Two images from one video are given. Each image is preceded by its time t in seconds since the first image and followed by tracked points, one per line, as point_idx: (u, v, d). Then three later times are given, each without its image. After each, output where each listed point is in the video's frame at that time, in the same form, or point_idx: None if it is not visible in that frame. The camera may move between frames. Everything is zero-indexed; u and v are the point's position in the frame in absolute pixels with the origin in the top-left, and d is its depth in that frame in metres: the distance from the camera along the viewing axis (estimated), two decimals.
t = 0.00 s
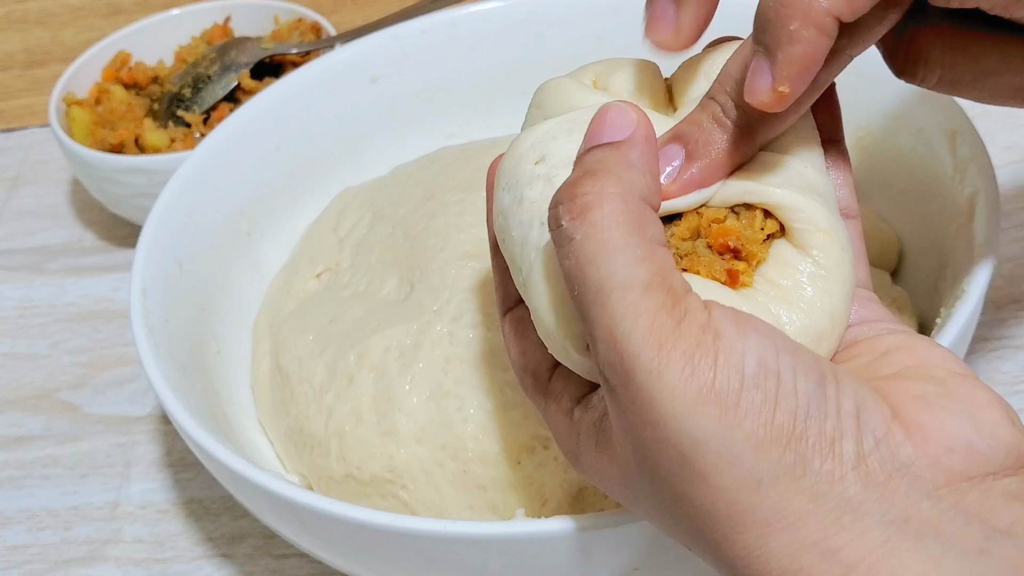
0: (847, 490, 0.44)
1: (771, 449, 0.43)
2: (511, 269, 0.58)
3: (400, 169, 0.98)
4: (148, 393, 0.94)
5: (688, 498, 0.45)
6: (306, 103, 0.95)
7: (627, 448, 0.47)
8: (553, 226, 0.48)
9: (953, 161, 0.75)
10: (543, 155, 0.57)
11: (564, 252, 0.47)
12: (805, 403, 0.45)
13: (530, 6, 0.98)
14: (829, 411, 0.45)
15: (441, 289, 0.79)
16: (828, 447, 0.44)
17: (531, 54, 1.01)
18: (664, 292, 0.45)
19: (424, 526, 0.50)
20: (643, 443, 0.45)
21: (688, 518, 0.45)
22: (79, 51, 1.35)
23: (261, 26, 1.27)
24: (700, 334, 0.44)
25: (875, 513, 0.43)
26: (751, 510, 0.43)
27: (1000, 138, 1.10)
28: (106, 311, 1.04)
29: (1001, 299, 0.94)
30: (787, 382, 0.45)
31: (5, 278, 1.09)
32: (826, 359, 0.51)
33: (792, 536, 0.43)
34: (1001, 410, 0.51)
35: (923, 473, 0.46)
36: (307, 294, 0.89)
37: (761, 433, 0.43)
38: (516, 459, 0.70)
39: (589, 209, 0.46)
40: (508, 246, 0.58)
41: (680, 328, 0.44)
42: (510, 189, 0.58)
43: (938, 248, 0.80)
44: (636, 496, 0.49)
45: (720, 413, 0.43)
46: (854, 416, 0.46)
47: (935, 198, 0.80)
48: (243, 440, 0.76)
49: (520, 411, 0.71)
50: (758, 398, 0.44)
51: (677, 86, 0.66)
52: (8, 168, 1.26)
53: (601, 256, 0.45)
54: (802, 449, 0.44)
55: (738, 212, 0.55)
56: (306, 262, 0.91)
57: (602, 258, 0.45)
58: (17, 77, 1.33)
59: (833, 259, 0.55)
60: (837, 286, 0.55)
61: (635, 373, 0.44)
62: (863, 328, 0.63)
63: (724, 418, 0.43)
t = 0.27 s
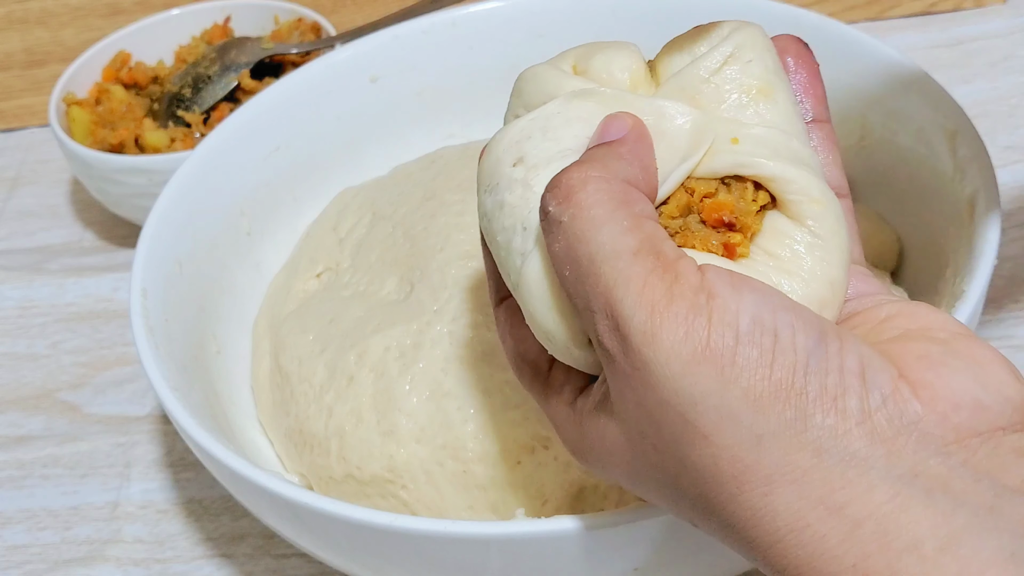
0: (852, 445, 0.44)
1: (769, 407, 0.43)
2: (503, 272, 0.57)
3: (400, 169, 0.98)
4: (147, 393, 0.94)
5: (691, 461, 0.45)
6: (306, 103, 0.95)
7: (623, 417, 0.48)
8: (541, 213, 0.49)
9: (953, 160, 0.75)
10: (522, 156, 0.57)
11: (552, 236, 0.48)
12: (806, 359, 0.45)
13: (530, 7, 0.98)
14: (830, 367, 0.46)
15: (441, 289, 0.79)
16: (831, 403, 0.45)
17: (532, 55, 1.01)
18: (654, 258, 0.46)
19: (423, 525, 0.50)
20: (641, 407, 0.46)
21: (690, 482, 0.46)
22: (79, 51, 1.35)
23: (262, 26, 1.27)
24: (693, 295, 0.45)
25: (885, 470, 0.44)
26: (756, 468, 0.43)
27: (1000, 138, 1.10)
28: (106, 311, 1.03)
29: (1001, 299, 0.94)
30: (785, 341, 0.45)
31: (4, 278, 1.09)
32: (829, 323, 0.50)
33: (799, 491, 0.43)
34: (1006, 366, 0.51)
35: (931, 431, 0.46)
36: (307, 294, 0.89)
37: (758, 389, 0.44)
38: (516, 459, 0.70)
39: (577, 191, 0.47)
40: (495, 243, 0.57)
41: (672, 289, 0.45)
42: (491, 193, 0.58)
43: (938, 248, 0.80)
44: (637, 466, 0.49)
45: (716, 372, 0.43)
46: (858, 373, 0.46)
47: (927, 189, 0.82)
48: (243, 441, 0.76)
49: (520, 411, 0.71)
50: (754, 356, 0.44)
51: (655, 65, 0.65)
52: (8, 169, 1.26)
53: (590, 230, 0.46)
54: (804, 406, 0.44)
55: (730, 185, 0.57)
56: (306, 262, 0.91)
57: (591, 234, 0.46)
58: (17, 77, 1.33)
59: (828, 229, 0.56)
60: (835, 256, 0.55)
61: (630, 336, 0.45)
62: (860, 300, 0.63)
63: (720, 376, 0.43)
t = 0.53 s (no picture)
0: (903, 456, 0.45)
1: (810, 450, 0.44)
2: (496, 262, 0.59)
3: (400, 169, 0.98)
4: (148, 393, 0.94)
5: (745, 507, 0.46)
6: (306, 103, 0.95)
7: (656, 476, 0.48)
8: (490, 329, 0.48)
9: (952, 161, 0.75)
10: (508, 148, 0.56)
11: (516, 356, 0.47)
12: (831, 390, 0.45)
13: (530, 7, 0.98)
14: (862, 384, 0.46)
15: (441, 289, 0.79)
16: (873, 423, 0.45)
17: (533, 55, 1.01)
18: (633, 350, 0.44)
19: (424, 526, 0.50)
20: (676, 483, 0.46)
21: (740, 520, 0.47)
22: (79, 51, 1.35)
23: (262, 26, 1.27)
24: (694, 372, 0.43)
25: (932, 465, 0.45)
26: (805, 500, 0.45)
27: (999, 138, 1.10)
28: (107, 311, 1.04)
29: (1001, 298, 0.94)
30: (805, 377, 0.45)
31: (4, 278, 1.09)
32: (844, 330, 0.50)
33: (853, 509, 0.45)
34: None
35: (970, 415, 0.47)
36: (307, 294, 0.89)
37: (795, 438, 0.43)
38: (517, 459, 0.69)
39: (523, 294, 0.46)
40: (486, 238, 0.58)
41: (671, 375, 0.43)
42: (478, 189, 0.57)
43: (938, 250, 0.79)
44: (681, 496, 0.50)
45: (751, 437, 0.43)
46: (890, 380, 0.46)
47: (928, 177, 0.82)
48: (243, 441, 0.76)
49: (520, 410, 0.71)
50: (781, 407, 0.43)
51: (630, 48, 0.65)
52: (8, 169, 1.26)
53: (556, 341, 0.44)
54: (849, 434, 0.44)
55: (732, 147, 0.58)
56: (306, 262, 0.91)
57: (547, 318, 0.45)
58: (17, 77, 1.33)
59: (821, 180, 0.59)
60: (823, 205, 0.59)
61: (646, 440, 0.43)
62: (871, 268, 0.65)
63: (755, 441, 0.43)
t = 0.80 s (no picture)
0: (926, 469, 0.45)
1: (827, 483, 0.43)
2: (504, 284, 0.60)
3: (400, 169, 0.98)
4: (148, 393, 0.94)
5: (771, 534, 0.46)
6: (306, 103, 0.95)
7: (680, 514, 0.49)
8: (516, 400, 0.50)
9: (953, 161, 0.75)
10: (496, 169, 0.59)
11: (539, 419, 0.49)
12: (843, 418, 0.44)
13: (530, 6, 0.98)
14: (878, 408, 0.45)
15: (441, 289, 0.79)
16: (891, 445, 0.44)
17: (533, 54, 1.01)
18: (632, 414, 0.44)
19: (424, 526, 0.50)
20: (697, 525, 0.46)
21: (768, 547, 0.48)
22: (79, 51, 1.35)
23: (262, 27, 1.27)
24: (696, 428, 0.43)
25: (954, 476, 0.45)
26: (830, 524, 0.46)
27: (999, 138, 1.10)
28: (106, 311, 1.04)
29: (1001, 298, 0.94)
30: (814, 413, 0.44)
31: (4, 277, 1.09)
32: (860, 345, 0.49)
33: (878, 527, 0.46)
34: None
35: (992, 423, 0.47)
36: (307, 294, 0.89)
37: (811, 473, 0.43)
38: (517, 459, 0.69)
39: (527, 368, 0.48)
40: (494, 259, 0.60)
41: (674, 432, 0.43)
42: (476, 214, 0.60)
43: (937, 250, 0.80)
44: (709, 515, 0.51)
45: (764, 481, 0.43)
46: (906, 397, 0.46)
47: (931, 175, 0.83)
48: (242, 441, 0.76)
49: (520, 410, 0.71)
50: (791, 448, 0.43)
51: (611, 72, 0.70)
52: (8, 168, 1.26)
53: (561, 414, 0.46)
54: (865, 462, 0.44)
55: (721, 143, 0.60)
56: (306, 262, 0.91)
57: (554, 393, 0.47)
58: (17, 76, 1.33)
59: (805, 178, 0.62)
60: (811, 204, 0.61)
61: (659, 500, 0.44)
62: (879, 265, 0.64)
63: (768, 484, 0.43)
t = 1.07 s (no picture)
0: (936, 449, 0.44)
1: (841, 449, 0.43)
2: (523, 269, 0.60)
3: (400, 169, 0.98)
4: (148, 393, 0.94)
5: (781, 501, 0.45)
6: (307, 103, 0.95)
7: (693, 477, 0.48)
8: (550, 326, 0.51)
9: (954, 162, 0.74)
10: (508, 158, 0.58)
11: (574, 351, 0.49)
12: (861, 388, 0.44)
13: (530, 7, 0.98)
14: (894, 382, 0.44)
15: (441, 289, 0.79)
16: (905, 419, 0.44)
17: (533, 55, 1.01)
18: (664, 349, 0.45)
19: (424, 526, 0.50)
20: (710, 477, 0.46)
21: (777, 515, 0.47)
22: (79, 51, 1.35)
23: (262, 27, 1.27)
24: (723, 374, 0.43)
25: (966, 459, 0.44)
26: (841, 497, 0.44)
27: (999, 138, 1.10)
28: (106, 311, 1.04)
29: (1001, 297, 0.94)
30: (835, 377, 0.44)
31: (4, 277, 1.09)
32: (881, 318, 0.50)
33: (889, 505, 0.44)
34: None
35: (1008, 409, 0.46)
36: (307, 294, 0.89)
37: (828, 435, 0.43)
38: (517, 459, 0.70)
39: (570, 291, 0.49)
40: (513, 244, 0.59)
41: (700, 375, 0.43)
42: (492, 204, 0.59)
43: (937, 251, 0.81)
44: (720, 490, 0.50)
45: (778, 436, 0.42)
46: (923, 377, 0.45)
47: (933, 174, 0.84)
48: (243, 441, 0.76)
49: (520, 410, 0.71)
50: (809, 406, 0.43)
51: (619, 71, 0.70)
52: (8, 168, 1.26)
53: (596, 339, 0.46)
54: (879, 434, 0.43)
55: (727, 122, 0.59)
56: (306, 262, 0.91)
57: (591, 311, 0.47)
58: (17, 77, 1.33)
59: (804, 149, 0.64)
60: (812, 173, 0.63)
61: (678, 435, 0.44)
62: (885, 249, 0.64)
63: (783, 439, 0.42)
